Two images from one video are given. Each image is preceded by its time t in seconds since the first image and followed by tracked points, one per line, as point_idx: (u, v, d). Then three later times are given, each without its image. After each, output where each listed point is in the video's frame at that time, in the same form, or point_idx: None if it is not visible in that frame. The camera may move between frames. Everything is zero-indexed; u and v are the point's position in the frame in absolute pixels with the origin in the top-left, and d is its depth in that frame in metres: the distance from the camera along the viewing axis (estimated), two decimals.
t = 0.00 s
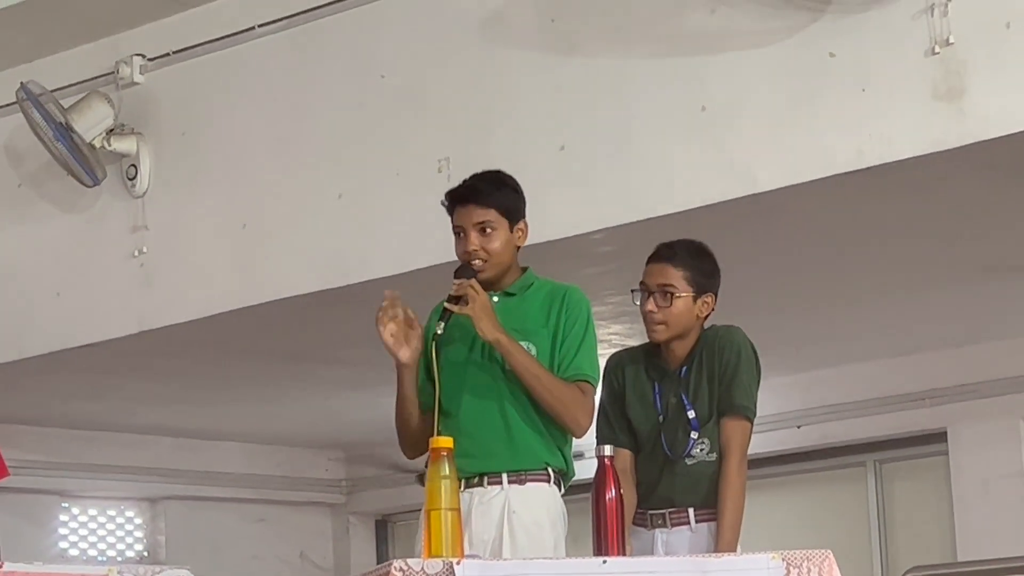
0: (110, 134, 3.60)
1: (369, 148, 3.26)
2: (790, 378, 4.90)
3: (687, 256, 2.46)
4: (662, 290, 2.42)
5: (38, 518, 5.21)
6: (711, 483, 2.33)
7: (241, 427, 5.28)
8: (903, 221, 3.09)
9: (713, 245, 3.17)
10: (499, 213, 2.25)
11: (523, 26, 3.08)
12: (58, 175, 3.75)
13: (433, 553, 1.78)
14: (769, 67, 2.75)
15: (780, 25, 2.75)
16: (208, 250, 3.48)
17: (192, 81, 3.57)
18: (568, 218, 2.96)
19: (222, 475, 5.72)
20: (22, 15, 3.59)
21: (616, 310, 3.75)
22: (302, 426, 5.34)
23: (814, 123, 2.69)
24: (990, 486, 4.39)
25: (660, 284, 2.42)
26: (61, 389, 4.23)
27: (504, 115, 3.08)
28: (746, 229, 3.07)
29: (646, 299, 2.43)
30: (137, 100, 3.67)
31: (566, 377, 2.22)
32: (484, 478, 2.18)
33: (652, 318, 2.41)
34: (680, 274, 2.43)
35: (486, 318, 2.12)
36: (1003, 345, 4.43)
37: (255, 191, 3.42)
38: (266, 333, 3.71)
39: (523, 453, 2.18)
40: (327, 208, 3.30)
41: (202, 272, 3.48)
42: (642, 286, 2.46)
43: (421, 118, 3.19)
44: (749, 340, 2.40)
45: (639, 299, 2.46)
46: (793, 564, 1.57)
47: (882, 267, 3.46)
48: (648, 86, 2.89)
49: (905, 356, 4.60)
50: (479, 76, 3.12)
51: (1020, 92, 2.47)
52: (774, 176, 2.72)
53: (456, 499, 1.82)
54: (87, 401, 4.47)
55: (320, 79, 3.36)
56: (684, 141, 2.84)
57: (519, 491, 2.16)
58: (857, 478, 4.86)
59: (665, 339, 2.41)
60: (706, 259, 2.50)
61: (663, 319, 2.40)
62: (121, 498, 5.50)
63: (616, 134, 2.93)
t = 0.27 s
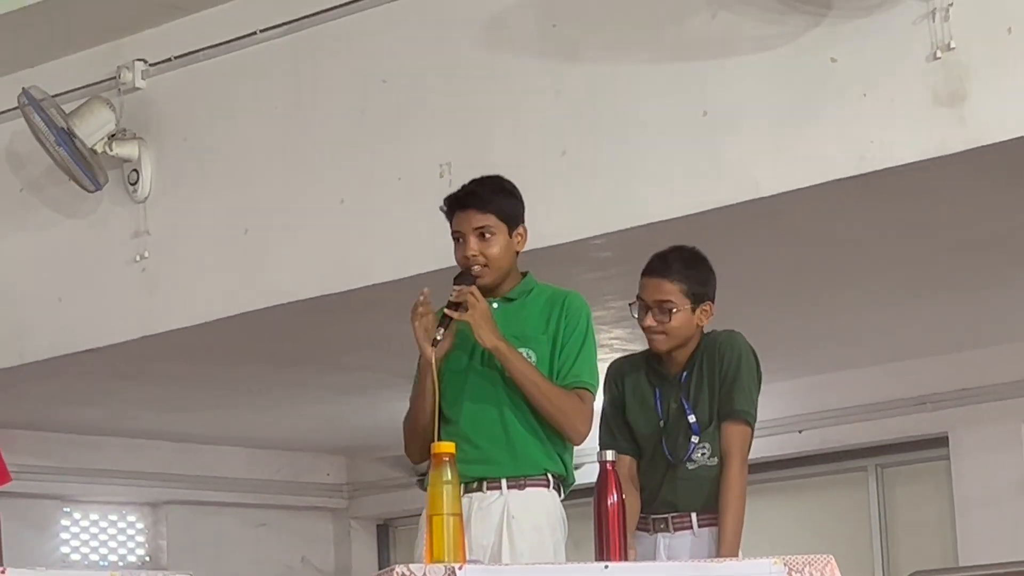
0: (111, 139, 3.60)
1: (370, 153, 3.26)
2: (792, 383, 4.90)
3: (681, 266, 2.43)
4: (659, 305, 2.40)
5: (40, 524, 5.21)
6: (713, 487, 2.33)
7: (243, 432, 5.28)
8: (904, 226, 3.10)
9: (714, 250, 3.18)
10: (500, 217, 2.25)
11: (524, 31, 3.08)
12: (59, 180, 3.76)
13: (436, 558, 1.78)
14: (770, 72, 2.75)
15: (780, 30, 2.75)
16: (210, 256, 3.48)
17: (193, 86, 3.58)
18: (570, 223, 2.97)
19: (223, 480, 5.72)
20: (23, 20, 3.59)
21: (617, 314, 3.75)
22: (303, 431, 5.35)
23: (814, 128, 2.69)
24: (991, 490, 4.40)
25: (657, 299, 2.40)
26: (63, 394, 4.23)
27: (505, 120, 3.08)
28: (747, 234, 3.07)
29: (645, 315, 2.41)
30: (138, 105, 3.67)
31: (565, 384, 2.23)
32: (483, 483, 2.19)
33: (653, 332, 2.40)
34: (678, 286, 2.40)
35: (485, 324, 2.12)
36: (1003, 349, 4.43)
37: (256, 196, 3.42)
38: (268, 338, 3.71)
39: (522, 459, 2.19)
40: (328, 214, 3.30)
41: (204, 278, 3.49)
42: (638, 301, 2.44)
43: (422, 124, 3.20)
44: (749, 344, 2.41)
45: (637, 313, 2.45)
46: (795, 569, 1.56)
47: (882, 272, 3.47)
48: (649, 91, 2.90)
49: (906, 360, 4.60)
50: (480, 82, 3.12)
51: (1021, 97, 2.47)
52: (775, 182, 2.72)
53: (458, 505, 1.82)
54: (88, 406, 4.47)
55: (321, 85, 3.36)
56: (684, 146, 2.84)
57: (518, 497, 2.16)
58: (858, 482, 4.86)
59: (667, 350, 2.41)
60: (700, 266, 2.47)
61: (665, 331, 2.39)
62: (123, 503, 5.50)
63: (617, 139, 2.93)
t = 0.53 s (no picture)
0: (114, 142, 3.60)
1: (372, 155, 3.26)
2: (793, 385, 4.90)
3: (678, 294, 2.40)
4: (664, 340, 2.40)
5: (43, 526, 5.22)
6: (711, 490, 2.37)
7: (245, 434, 5.28)
8: (907, 229, 3.10)
9: (717, 253, 3.18)
10: (502, 218, 2.25)
11: (527, 34, 3.08)
12: (62, 183, 3.76)
13: (439, 561, 1.80)
14: (772, 75, 2.76)
15: (783, 33, 2.75)
16: (213, 259, 3.48)
17: (195, 89, 3.58)
18: (573, 226, 2.97)
19: (225, 482, 5.72)
20: (25, 24, 3.59)
21: (620, 317, 3.75)
22: (305, 433, 5.35)
23: (817, 131, 2.69)
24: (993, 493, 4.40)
25: (660, 334, 2.40)
26: (65, 396, 4.24)
27: (507, 123, 3.08)
28: (749, 238, 3.07)
29: (648, 348, 2.42)
30: (140, 108, 3.67)
31: (564, 385, 2.23)
32: (485, 486, 2.19)
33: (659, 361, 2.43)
34: (678, 317, 2.40)
35: (481, 325, 2.13)
36: (1005, 352, 4.43)
37: (258, 199, 3.43)
38: (271, 341, 3.72)
39: (521, 460, 2.19)
40: (330, 217, 3.30)
41: (206, 281, 3.49)
42: (636, 333, 2.42)
43: (424, 126, 3.20)
44: (745, 347, 2.44)
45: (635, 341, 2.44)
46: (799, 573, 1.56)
47: (885, 275, 3.47)
48: (651, 94, 2.90)
49: (908, 362, 4.60)
50: (482, 84, 3.12)
51: None
52: (777, 185, 2.72)
53: (462, 508, 1.84)
54: (91, 409, 4.48)
55: (323, 87, 3.37)
56: (687, 149, 2.84)
57: (520, 500, 2.17)
58: (860, 484, 4.87)
59: (673, 372, 2.46)
60: (687, 281, 2.45)
61: (671, 359, 2.43)
62: (125, 505, 5.51)
63: (620, 142, 2.93)
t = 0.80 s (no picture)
0: (116, 144, 3.60)
1: (374, 157, 3.27)
2: (794, 388, 4.90)
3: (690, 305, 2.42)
4: (672, 348, 2.43)
5: (45, 528, 5.21)
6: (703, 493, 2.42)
7: (246, 436, 5.28)
8: (908, 231, 3.10)
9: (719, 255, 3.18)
10: (499, 229, 2.24)
11: (529, 36, 3.08)
12: (64, 184, 3.76)
13: (442, 563, 1.81)
14: (774, 77, 2.76)
15: (786, 36, 2.76)
16: (214, 260, 3.48)
17: (197, 92, 3.58)
18: (575, 228, 2.97)
19: (226, 484, 5.72)
20: (27, 25, 3.59)
21: (621, 319, 3.76)
22: (306, 436, 5.35)
23: (819, 134, 2.69)
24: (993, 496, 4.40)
25: (670, 344, 2.42)
26: (66, 398, 4.23)
27: (509, 125, 3.09)
28: (751, 240, 3.07)
29: (656, 356, 2.45)
30: (142, 109, 3.67)
31: (568, 389, 2.23)
32: (488, 488, 2.19)
33: (666, 368, 2.47)
34: (689, 328, 2.43)
35: (486, 332, 2.12)
36: (1005, 355, 4.44)
37: (259, 201, 3.43)
38: (273, 342, 3.72)
39: (525, 463, 2.19)
40: (332, 218, 3.30)
41: (208, 282, 3.49)
42: (645, 341, 2.44)
43: (425, 129, 3.20)
44: (744, 354, 2.51)
45: (641, 348, 2.46)
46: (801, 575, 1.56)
47: (886, 278, 3.47)
48: (652, 97, 2.90)
49: (908, 365, 4.61)
50: (484, 86, 3.13)
51: None
52: (779, 187, 2.72)
53: (464, 509, 1.84)
54: (92, 410, 4.47)
55: (324, 89, 3.37)
56: (688, 151, 2.84)
57: (523, 500, 2.17)
58: (860, 487, 4.87)
59: (675, 376, 2.51)
60: (693, 289, 2.48)
61: (676, 366, 2.47)
62: (126, 507, 5.51)
63: (621, 144, 2.93)
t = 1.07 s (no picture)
0: (114, 145, 3.60)
1: (372, 159, 3.27)
2: (792, 391, 4.90)
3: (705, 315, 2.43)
4: (684, 358, 2.45)
5: (43, 529, 5.21)
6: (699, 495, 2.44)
7: (243, 438, 5.28)
8: (907, 234, 3.10)
9: (718, 257, 3.18)
10: (497, 228, 2.24)
11: (528, 38, 3.09)
12: (63, 185, 3.76)
13: (440, 565, 1.80)
14: (773, 81, 2.76)
15: (785, 39, 2.76)
16: (213, 261, 3.48)
17: (195, 93, 3.58)
18: (575, 230, 2.97)
19: (223, 487, 5.72)
20: (26, 27, 3.60)
21: (620, 322, 3.76)
22: (303, 438, 5.34)
23: (818, 137, 2.70)
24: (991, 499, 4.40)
25: (683, 353, 2.43)
26: (63, 399, 4.23)
27: (509, 127, 3.09)
28: (750, 242, 3.08)
29: (667, 364, 2.46)
30: (141, 111, 3.67)
31: (568, 392, 2.23)
32: (488, 490, 2.20)
33: (675, 376, 2.47)
34: (703, 339, 2.44)
35: (486, 335, 2.12)
36: (1003, 359, 4.44)
37: (258, 202, 3.43)
38: (271, 344, 3.72)
39: (526, 466, 2.19)
40: (331, 220, 3.30)
41: (207, 284, 3.49)
42: (657, 349, 2.45)
43: (424, 131, 3.20)
44: (746, 359, 2.54)
45: (653, 356, 2.47)
46: None
47: (884, 280, 3.47)
48: (652, 101, 2.90)
49: (906, 368, 4.61)
50: (483, 88, 3.13)
51: None
52: (778, 190, 2.73)
53: (463, 511, 1.84)
54: (90, 412, 4.47)
55: (323, 91, 3.37)
56: (687, 154, 2.85)
57: (524, 503, 2.17)
58: (858, 490, 4.87)
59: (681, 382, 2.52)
60: (707, 297, 2.49)
61: (685, 374, 2.48)
62: (124, 509, 5.53)
63: (620, 147, 2.93)
